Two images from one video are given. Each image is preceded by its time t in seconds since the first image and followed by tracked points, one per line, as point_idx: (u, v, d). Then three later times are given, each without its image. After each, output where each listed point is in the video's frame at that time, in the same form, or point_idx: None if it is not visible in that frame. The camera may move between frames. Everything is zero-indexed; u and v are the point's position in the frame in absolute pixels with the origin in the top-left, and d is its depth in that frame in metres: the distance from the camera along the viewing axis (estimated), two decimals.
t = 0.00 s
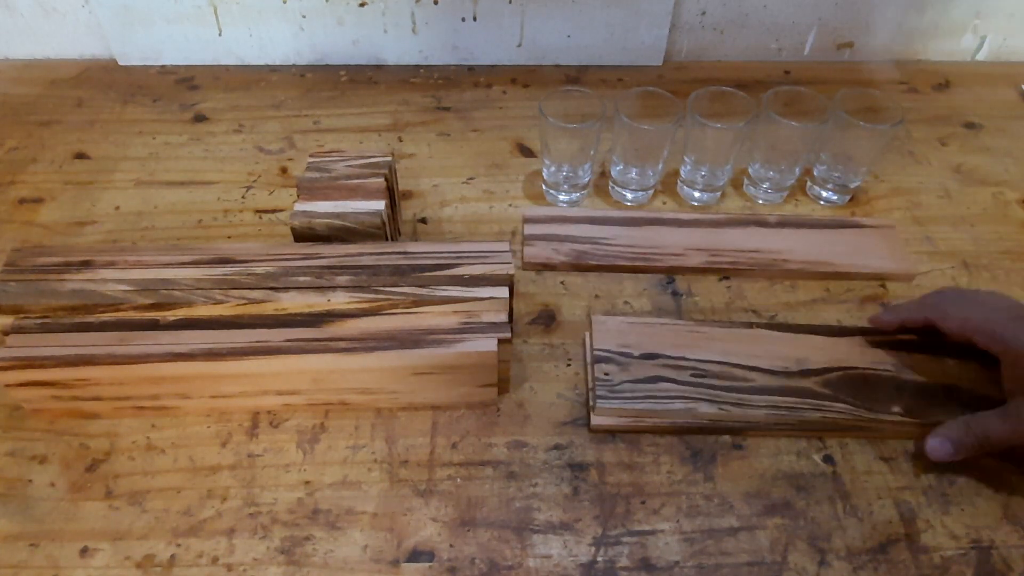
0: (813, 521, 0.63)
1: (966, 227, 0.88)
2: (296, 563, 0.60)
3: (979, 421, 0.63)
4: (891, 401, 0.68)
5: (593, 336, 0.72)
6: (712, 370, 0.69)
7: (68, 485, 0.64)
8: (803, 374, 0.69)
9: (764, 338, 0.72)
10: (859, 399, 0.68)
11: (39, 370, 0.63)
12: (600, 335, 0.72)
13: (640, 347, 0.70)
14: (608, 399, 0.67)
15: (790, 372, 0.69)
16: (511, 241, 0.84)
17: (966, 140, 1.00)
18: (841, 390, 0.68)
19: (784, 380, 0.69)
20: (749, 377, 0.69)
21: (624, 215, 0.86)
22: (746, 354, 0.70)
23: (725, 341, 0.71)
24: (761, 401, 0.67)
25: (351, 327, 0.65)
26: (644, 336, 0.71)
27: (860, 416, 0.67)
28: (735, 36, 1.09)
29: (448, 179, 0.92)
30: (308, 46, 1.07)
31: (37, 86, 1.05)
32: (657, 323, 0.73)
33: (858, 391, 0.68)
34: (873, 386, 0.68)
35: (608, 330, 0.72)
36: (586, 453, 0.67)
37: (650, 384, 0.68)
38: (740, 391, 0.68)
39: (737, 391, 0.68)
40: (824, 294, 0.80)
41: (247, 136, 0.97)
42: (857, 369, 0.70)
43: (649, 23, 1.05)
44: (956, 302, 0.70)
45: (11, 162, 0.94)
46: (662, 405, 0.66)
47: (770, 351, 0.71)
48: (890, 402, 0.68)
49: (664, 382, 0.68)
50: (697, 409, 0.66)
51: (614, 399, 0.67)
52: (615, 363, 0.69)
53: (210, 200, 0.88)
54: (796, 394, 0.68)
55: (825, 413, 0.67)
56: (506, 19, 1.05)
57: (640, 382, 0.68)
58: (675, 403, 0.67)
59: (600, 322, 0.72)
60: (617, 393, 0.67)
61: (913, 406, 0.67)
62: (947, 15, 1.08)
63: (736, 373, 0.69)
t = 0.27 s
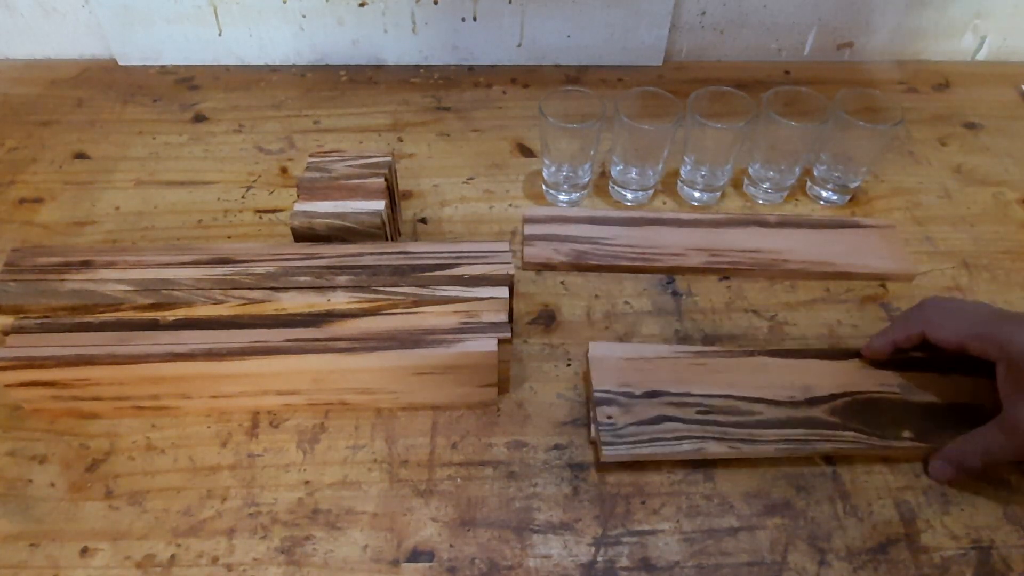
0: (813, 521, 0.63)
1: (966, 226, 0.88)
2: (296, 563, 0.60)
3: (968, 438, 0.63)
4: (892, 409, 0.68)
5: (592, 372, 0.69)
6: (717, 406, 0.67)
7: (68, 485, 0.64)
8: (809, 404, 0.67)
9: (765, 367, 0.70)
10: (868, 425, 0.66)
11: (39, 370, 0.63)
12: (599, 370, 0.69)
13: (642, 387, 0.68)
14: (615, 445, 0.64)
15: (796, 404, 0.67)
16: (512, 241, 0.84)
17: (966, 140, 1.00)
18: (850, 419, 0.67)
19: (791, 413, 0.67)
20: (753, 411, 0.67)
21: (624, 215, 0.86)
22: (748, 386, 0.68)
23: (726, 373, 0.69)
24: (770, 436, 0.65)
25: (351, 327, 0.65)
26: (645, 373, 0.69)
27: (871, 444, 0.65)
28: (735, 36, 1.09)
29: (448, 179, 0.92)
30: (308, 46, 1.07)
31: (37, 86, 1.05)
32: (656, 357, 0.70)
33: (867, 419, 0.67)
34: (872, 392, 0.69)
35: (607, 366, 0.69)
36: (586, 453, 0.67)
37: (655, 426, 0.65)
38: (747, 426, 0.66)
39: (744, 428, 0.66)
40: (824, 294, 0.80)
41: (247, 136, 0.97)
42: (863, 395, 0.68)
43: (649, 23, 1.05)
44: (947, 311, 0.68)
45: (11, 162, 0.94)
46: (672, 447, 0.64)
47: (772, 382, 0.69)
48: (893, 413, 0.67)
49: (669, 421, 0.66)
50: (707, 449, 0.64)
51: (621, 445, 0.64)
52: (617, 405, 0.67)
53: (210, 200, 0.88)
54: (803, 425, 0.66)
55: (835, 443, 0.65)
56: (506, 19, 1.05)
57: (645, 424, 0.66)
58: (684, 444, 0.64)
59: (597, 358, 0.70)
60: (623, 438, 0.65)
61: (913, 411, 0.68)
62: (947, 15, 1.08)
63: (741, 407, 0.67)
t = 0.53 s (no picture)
0: (813, 521, 0.63)
1: (966, 226, 0.88)
2: (296, 563, 0.60)
3: (927, 442, 0.62)
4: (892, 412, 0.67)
5: (594, 379, 0.69)
6: (718, 411, 0.67)
7: (68, 485, 0.64)
8: (810, 408, 0.67)
9: (765, 371, 0.70)
10: (870, 429, 0.66)
11: (39, 370, 0.63)
12: (600, 377, 0.69)
13: (643, 392, 0.68)
14: (617, 452, 0.64)
15: (798, 408, 0.67)
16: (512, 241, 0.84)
17: (966, 140, 1.00)
18: (852, 424, 0.66)
19: (791, 416, 0.67)
20: (755, 416, 0.67)
21: (624, 215, 0.86)
22: (750, 391, 0.68)
23: (727, 378, 0.69)
24: (772, 441, 0.65)
25: (351, 327, 0.65)
26: (645, 377, 0.69)
27: (874, 448, 0.65)
28: (735, 36, 1.09)
29: (448, 179, 0.92)
30: (308, 46, 1.07)
31: (37, 86, 1.05)
32: (657, 362, 0.70)
33: (869, 423, 0.67)
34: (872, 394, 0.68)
35: (607, 372, 0.69)
36: (586, 453, 0.67)
37: (657, 432, 0.65)
38: (749, 431, 0.66)
39: (746, 433, 0.66)
40: (824, 294, 0.80)
41: (247, 136, 0.97)
42: (864, 400, 0.68)
43: (649, 23, 1.05)
44: (906, 319, 0.67)
45: (11, 162, 0.94)
46: (673, 453, 0.64)
47: (773, 385, 0.69)
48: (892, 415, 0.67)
49: (671, 427, 0.66)
50: (708, 455, 0.64)
51: (623, 451, 0.64)
52: (619, 411, 0.66)
53: (210, 200, 0.88)
54: (805, 429, 0.66)
55: (837, 447, 0.65)
56: (506, 19, 1.05)
57: (646, 431, 0.65)
58: (687, 450, 0.64)
59: (598, 364, 0.70)
60: (624, 444, 0.64)
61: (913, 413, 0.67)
62: (947, 15, 1.08)
63: (742, 412, 0.67)
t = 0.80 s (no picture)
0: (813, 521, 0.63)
1: (966, 226, 0.88)
2: (296, 563, 0.60)
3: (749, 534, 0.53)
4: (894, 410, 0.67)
5: (594, 380, 0.69)
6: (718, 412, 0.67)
7: (68, 485, 0.64)
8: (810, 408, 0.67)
9: (765, 371, 0.70)
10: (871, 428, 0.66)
11: (39, 370, 0.63)
12: (601, 377, 0.69)
13: (643, 392, 0.68)
14: (617, 452, 0.64)
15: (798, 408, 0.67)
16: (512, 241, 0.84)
17: (966, 140, 1.00)
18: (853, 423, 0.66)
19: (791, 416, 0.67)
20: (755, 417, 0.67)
21: (624, 215, 0.86)
22: (750, 391, 0.68)
23: (728, 378, 0.69)
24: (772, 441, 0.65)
25: (352, 327, 0.65)
26: (644, 377, 0.69)
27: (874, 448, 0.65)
28: (735, 36, 1.09)
29: (448, 179, 0.92)
30: (308, 46, 1.07)
31: (37, 86, 1.05)
32: (658, 362, 0.70)
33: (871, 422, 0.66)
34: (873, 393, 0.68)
35: (608, 372, 0.69)
36: (586, 454, 0.67)
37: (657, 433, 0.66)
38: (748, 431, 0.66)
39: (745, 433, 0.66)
40: (824, 294, 0.80)
41: (247, 136, 0.97)
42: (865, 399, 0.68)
43: (648, 23, 1.05)
44: (693, 413, 0.61)
45: (11, 162, 0.94)
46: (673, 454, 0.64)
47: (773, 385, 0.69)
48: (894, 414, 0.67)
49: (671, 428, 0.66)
50: (708, 456, 0.64)
51: (623, 452, 0.64)
52: (618, 411, 0.67)
53: (211, 200, 0.88)
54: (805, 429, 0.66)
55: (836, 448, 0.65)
56: (506, 19, 1.05)
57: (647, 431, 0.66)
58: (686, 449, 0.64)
59: (598, 364, 0.70)
60: (624, 444, 0.65)
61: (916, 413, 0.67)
62: (947, 15, 1.08)
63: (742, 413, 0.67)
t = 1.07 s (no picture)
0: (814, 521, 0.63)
1: (966, 226, 0.88)
2: (296, 563, 0.60)
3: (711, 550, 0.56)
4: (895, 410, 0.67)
5: (593, 379, 0.69)
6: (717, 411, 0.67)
7: (68, 485, 0.64)
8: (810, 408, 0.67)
9: (765, 371, 0.70)
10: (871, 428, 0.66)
11: (39, 370, 0.63)
12: (600, 377, 0.69)
13: (642, 391, 0.68)
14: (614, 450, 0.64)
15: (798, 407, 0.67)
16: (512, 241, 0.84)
17: (966, 140, 1.00)
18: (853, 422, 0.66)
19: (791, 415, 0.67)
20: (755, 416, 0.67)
21: (624, 215, 0.86)
22: (750, 390, 0.68)
23: (727, 377, 0.69)
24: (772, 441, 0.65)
25: (352, 327, 0.65)
26: (644, 376, 0.69)
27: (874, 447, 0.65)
28: (735, 36, 1.09)
29: (448, 179, 0.92)
30: (308, 46, 1.07)
31: (37, 86, 1.05)
32: (658, 361, 0.70)
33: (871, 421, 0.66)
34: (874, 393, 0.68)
35: (607, 372, 0.69)
36: (586, 454, 0.67)
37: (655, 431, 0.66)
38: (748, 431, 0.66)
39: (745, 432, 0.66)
40: (824, 294, 0.80)
41: (247, 136, 0.97)
42: (865, 399, 0.68)
43: (648, 23, 1.05)
44: (654, 426, 0.61)
45: (12, 162, 0.94)
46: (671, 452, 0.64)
47: (773, 385, 0.69)
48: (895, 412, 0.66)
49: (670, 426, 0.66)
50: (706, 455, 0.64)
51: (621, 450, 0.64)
52: (618, 410, 0.66)
53: (211, 200, 0.88)
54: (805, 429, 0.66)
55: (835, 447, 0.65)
56: (506, 19, 1.05)
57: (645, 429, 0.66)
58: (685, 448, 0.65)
59: (598, 363, 0.70)
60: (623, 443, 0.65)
61: (918, 414, 0.66)
62: (947, 15, 1.08)
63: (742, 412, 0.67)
